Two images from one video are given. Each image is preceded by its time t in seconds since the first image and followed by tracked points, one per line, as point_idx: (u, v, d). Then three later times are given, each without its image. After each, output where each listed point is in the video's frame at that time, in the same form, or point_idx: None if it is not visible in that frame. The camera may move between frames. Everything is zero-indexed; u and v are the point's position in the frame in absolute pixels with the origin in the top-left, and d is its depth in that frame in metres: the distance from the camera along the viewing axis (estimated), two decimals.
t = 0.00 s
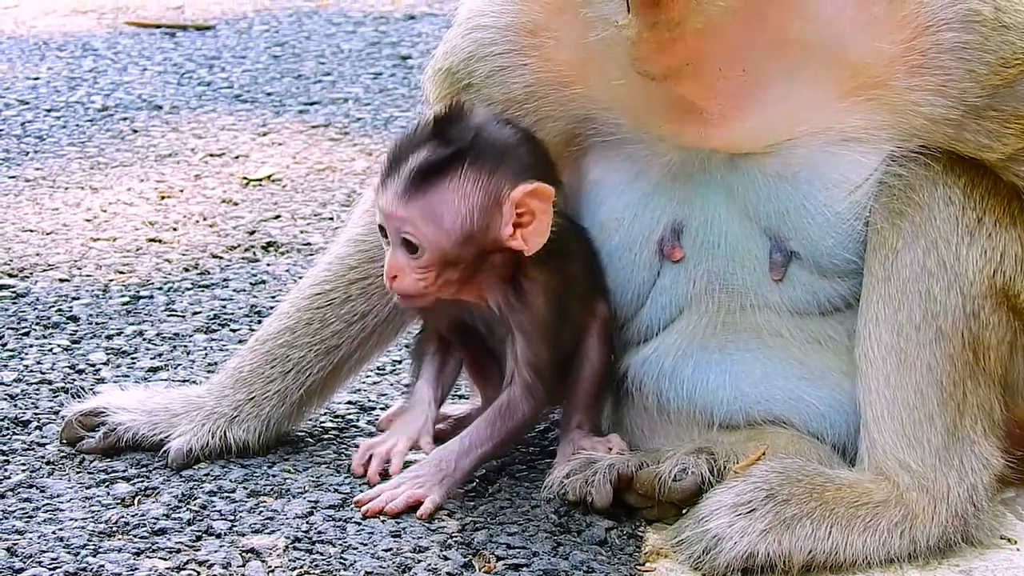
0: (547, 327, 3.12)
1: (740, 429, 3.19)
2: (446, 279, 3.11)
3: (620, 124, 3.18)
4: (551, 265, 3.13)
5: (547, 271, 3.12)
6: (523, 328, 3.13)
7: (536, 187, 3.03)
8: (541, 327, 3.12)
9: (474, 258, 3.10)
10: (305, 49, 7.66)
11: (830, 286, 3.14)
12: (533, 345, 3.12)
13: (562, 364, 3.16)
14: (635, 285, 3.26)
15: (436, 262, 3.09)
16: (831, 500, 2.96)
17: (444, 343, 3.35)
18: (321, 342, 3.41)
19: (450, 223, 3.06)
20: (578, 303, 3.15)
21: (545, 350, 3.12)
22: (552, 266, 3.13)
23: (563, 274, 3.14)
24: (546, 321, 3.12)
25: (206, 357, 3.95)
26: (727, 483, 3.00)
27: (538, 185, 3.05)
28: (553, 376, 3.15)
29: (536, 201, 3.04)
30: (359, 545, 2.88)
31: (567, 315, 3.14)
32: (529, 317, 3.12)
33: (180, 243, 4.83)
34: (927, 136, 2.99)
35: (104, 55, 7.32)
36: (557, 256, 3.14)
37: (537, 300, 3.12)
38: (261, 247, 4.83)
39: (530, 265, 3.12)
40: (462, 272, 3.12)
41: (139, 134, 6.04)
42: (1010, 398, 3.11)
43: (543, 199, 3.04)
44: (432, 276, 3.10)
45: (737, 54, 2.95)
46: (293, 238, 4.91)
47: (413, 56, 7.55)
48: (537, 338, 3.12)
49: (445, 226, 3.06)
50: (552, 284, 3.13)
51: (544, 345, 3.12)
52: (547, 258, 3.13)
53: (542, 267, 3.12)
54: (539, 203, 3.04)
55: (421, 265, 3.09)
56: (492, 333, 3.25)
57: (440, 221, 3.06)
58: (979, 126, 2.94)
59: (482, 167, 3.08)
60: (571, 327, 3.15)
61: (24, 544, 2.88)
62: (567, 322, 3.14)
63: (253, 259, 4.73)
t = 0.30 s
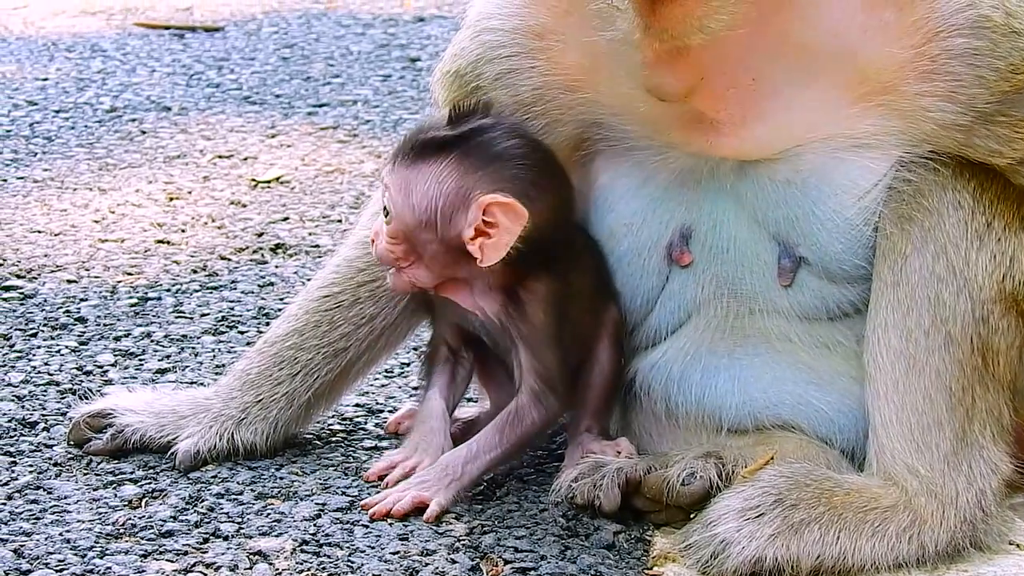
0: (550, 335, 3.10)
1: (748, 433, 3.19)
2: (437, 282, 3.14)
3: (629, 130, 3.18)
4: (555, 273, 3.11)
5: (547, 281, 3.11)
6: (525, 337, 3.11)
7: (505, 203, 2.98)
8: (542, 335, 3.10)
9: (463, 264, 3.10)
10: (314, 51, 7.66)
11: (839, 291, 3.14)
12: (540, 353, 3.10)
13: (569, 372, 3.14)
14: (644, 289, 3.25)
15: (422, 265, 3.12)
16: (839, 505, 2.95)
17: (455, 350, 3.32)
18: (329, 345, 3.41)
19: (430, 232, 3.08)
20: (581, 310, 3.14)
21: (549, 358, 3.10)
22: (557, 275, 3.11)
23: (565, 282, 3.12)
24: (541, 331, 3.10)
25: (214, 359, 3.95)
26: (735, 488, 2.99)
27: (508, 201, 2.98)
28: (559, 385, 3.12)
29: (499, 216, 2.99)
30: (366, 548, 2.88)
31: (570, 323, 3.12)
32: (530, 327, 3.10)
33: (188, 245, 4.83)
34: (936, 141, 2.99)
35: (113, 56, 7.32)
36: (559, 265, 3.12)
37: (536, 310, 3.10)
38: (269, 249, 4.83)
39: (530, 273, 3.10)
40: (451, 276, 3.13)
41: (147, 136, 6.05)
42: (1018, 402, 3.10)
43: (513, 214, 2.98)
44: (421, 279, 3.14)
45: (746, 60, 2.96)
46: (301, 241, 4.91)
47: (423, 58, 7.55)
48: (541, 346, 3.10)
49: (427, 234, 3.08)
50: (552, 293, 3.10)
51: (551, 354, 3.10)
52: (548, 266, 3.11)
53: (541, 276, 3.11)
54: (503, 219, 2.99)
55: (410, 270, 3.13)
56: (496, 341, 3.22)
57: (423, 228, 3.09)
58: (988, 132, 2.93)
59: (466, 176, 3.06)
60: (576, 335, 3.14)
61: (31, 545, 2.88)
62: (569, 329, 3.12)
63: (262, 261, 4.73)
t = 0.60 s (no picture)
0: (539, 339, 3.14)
1: (750, 433, 3.19)
2: (449, 370, 3.10)
3: (629, 131, 3.17)
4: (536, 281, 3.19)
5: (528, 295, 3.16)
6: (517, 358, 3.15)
7: (478, 251, 3.03)
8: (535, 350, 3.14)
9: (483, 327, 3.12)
10: (320, 52, 7.67)
11: (840, 292, 3.14)
12: (531, 360, 3.14)
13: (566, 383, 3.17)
14: (647, 288, 3.26)
15: (431, 358, 3.07)
16: (841, 504, 2.94)
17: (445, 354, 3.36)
18: (330, 345, 3.40)
19: (423, 328, 3.03)
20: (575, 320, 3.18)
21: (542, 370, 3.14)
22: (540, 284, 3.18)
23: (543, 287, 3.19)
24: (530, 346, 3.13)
25: (217, 360, 3.96)
26: (737, 488, 3.00)
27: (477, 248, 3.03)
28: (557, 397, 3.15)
29: (485, 264, 3.02)
30: (368, 548, 2.88)
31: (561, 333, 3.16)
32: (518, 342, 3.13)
33: (192, 246, 4.84)
34: (936, 142, 2.98)
35: (118, 58, 7.34)
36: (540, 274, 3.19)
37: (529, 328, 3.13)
38: (273, 250, 4.84)
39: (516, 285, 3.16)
40: (459, 356, 3.10)
41: (152, 137, 6.06)
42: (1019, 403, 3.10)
43: (486, 257, 3.03)
44: (434, 372, 3.09)
45: (748, 60, 2.97)
46: (305, 242, 4.91)
47: (428, 60, 7.56)
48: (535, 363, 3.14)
49: (418, 331, 3.03)
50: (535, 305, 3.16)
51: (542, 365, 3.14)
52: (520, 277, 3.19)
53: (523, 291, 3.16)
54: (490, 263, 3.02)
55: (419, 369, 3.08)
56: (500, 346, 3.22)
57: (411, 331, 3.03)
58: (987, 132, 2.92)
59: (419, 251, 3.03)
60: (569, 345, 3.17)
61: (33, 546, 2.89)
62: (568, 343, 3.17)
63: (265, 262, 4.74)
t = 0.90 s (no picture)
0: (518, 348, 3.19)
1: (754, 432, 3.18)
2: (415, 444, 3.06)
3: (631, 131, 3.18)
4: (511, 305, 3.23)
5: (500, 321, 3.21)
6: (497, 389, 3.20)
7: (475, 324, 3.04)
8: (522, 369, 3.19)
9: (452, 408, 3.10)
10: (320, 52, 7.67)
11: (842, 291, 3.13)
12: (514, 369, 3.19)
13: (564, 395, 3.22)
14: (649, 286, 3.26)
15: (404, 427, 3.03)
16: (844, 504, 2.94)
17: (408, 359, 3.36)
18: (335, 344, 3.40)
19: (407, 395, 3.01)
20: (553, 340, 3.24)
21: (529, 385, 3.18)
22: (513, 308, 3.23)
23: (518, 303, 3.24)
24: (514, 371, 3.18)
25: (220, 359, 3.95)
26: (741, 488, 2.99)
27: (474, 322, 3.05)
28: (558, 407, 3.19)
29: (480, 338, 3.04)
30: (371, 548, 2.88)
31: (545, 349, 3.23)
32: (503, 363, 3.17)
33: (194, 246, 4.83)
34: (938, 140, 2.98)
35: (119, 57, 7.34)
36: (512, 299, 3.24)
37: (511, 356, 3.18)
38: (275, 249, 4.83)
39: (490, 306, 3.22)
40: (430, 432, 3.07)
41: (154, 136, 6.06)
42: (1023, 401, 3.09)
43: (481, 331, 3.04)
44: (401, 442, 3.05)
45: (750, 61, 2.98)
46: (307, 241, 4.91)
47: (429, 59, 7.55)
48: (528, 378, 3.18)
49: (402, 396, 3.01)
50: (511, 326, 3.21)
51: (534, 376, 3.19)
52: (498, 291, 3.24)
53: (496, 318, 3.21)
54: (483, 337, 3.04)
55: (390, 436, 3.03)
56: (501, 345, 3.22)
57: (395, 393, 3.00)
58: (990, 130, 2.92)
59: (419, 319, 3.04)
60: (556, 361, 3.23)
61: (36, 545, 2.88)
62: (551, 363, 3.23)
63: (267, 261, 4.73)
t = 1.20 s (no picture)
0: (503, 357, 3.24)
1: (756, 433, 3.18)
2: (397, 456, 3.02)
3: (632, 131, 3.19)
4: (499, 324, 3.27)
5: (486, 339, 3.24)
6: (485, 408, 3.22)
7: (465, 340, 3.06)
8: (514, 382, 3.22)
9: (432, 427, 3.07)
10: (323, 52, 7.67)
11: (844, 290, 3.13)
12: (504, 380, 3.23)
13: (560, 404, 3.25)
14: (651, 286, 3.27)
15: (390, 437, 2.99)
16: (847, 504, 2.94)
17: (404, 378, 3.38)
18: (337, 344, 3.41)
19: (397, 401, 2.98)
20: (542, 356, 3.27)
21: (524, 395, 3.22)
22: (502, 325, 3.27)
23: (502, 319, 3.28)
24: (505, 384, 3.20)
25: (221, 359, 3.95)
26: (743, 488, 2.99)
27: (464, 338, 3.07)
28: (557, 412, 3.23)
29: (469, 354, 3.06)
30: (374, 547, 2.88)
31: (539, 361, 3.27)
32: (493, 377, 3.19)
33: (196, 246, 4.83)
34: (939, 139, 2.98)
35: (121, 57, 7.33)
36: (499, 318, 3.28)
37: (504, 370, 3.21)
38: (277, 249, 4.83)
39: (478, 323, 3.25)
40: (413, 445, 3.03)
41: (156, 136, 6.05)
42: None
43: (471, 349, 3.07)
44: (384, 451, 2.99)
45: (750, 58, 2.98)
46: (309, 241, 4.91)
47: (432, 60, 7.55)
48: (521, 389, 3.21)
49: (392, 401, 2.97)
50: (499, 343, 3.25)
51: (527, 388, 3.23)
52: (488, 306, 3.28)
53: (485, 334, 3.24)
54: (472, 355, 3.06)
55: (375, 444, 2.98)
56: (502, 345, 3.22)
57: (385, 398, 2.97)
58: (991, 129, 2.91)
59: (412, 329, 3.03)
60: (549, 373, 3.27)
61: (38, 545, 2.88)
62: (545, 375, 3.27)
63: (269, 261, 4.73)
